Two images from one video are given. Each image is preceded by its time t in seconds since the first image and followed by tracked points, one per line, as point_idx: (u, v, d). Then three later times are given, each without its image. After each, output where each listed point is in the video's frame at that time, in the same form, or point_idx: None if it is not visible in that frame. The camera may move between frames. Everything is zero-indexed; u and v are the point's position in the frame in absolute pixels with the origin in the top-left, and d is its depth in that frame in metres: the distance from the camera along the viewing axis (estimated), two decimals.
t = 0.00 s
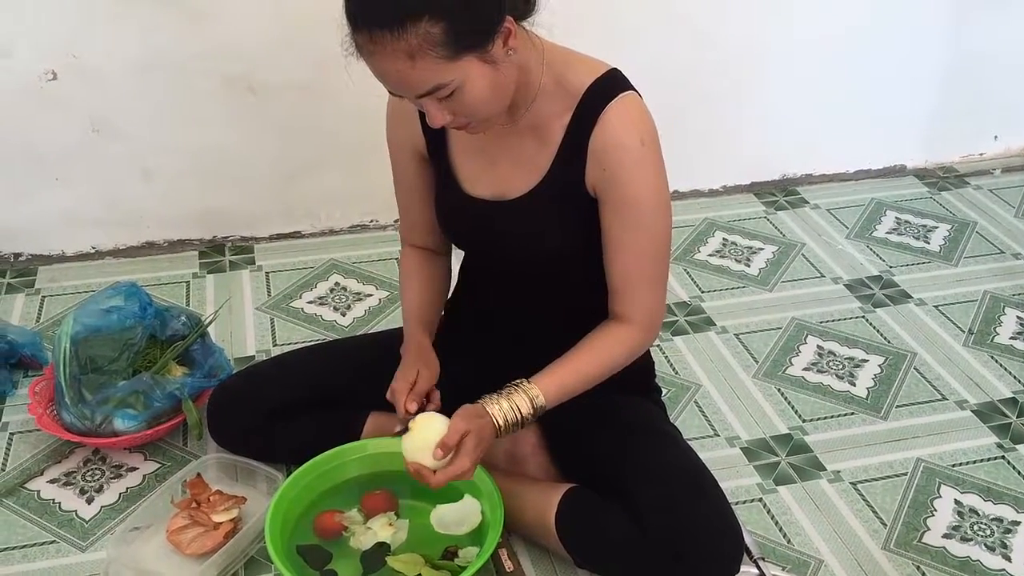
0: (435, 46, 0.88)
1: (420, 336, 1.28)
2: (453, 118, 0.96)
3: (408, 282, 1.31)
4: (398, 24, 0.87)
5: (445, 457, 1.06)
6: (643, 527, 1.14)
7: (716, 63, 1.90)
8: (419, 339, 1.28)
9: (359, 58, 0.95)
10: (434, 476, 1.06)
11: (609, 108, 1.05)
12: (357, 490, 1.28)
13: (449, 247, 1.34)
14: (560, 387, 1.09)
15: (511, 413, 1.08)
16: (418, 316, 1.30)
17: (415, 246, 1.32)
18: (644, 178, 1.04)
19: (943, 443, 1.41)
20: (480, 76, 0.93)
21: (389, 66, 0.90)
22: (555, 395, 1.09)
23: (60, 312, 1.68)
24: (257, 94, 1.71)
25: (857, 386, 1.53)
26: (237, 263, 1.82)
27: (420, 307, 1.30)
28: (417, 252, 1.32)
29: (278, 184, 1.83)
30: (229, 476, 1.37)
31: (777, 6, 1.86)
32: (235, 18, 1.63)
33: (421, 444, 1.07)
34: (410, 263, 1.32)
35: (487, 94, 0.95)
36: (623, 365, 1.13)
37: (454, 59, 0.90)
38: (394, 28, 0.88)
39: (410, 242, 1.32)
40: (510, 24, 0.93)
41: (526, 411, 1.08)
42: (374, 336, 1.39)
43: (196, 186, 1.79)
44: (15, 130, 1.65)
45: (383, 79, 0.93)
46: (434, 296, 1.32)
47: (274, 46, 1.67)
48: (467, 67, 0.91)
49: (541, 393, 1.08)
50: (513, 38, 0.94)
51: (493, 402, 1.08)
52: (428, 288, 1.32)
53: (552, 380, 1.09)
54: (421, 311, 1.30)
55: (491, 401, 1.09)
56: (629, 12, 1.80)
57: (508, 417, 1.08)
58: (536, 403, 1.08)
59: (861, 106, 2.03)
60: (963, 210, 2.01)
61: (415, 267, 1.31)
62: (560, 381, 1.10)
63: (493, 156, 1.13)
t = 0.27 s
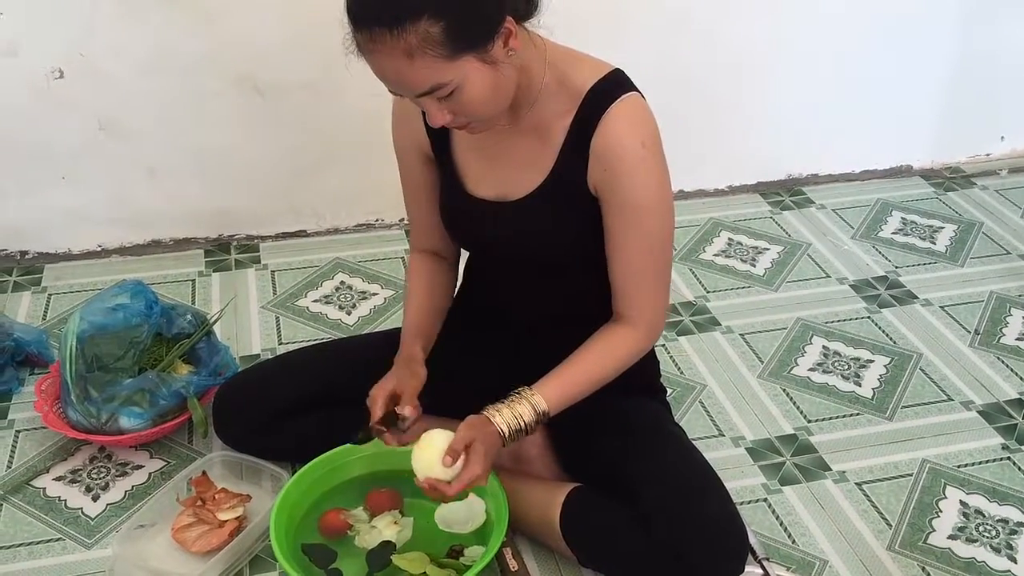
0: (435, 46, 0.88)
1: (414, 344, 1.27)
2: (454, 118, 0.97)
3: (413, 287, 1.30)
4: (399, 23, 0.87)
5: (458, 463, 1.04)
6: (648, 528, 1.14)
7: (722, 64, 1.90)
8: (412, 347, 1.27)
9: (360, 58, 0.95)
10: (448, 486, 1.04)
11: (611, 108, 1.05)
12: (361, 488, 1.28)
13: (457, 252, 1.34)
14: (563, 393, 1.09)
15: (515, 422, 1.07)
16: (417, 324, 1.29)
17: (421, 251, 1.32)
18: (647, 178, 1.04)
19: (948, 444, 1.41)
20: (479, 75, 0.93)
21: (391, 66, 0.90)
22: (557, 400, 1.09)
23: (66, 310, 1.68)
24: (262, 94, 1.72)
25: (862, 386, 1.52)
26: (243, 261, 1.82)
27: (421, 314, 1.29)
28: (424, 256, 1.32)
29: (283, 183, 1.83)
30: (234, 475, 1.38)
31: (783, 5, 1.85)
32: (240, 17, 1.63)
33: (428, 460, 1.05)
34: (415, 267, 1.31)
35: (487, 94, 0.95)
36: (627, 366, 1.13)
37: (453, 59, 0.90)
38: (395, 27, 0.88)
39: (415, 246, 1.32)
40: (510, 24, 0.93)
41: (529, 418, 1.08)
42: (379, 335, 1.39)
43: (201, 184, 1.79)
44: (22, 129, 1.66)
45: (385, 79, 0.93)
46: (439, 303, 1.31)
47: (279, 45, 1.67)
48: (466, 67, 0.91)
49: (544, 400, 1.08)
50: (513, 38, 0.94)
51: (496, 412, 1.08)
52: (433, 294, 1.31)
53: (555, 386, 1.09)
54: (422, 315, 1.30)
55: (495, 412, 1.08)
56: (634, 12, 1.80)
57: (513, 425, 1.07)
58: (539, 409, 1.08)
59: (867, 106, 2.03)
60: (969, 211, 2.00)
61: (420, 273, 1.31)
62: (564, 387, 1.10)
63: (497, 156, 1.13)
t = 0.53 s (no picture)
0: (435, 44, 0.88)
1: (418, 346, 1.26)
2: (455, 116, 0.96)
3: (415, 288, 1.30)
4: (399, 21, 0.87)
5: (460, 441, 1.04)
6: (651, 525, 1.14)
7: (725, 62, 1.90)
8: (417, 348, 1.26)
9: (361, 56, 0.95)
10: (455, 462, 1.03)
11: (613, 106, 1.04)
12: (363, 485, 1.28)
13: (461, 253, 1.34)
14: (570, 390, 1.09)
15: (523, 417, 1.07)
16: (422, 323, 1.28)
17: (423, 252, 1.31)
18: (650, 175, 1.04)
19: (952, 443, 1.41)
20: (480, 74, 0.93)
21: (391, 64, 0.90)
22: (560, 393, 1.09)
23: (70, 306, 1.68)
24: (265, 91, 1.72)
25: (866, 384, 1.52)
26: (246, 258, 1.82)
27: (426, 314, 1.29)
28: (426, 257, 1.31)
29: (286, 180, 1.83)
30: (237, 471, 1.38)
31: (787, 4, 1.85)
32: (242, 15, 1.63)
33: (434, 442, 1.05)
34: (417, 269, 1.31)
35: (488, 92, 0.95)
36: (632, 365, 1.13)
37: (453, 57, 0.90)
38: (395, 25, 0.88)
39: (418, 248, 1.31)
40: (510, 22, 0.93)
41: (536, 413, 1.07)
42: (381, 332, 1.39)
43: (204, 181, 1.79)
44: (25, 125, 1.66)
45: (385, 77, 0.93)
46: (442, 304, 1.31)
47: (282, 43, 1.67)
48: (466, 65, 0.91)
49: (550, 396, 1.08)
50: (514, 36, 0.94)
51: (503, 407, 1.08)
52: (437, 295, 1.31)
53: (559, 384, 1.09)
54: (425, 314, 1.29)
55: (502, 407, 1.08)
56: (638, 11, 1.80)
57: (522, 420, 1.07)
58: (546, 404, 1.08)
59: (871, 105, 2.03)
60: (973, 209, 2.00)
61: (423, 273, 1.31)
62: (570, 385, 1.10)
63: (499, 153, 1.13)
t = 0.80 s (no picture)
0: (435, 39, 0.88)
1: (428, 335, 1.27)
2: (456, 111, 0.96)
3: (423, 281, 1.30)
4: (399, 16, 0.87)
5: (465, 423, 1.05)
6: (652, 521, 1.15)
7: (728, 58, 1.90)
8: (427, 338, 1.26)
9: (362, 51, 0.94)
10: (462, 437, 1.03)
11: (616, 100, 1.04)
12: (365, 480, 1.28)
13: (466, 248, 1.34)
14: (574, 387, 1.09)
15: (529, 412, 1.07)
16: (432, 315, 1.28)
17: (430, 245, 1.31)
18: (653, 170, 1.04)
19: (953, 438, 1.41)
20: (481, 68, 0.92)
21: (391, 59, 0.90)
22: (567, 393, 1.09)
23: (72, 300, 1.68)
24: (266, 86, 1.71)
25: (867, 379, 1.52)
26: (248, 253, 1.82)
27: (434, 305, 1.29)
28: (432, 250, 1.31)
29: (288, 175, 1.83)
30: (239, 466, 1.38)
31: None
32: (244, 9, 1.63)
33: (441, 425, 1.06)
34: (423, 261, 1.31)
35: (489, 87, 0.94)
36: (635, 360, 1.13)
37: (454, 52, 0.89)
38: (395, 20, 0.87)
39: (424, 239, 1.31)
40: (511, 17, 0.93)
41: (541, 411, 1.08)
42: (383, 327, 1.39)
43: (206, 176, 1.79)
44: (26, 120, 1.66)
45: (386, 72, 0.93)
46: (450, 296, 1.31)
47: (283, 38, 1.67)
48: (468, 60, 0.91)
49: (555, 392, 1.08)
50: (515, 30, 0.94)
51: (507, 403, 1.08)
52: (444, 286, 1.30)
53: (563, 380, 1.09)
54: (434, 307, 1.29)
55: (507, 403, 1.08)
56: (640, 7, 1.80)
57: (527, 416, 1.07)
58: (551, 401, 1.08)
59: (873, 100, 2.03)
60: (975, 204, 2.00)
61: (430, 265, 1.30)
62: (573, 381, 1.09)
63: (501, 148, 1.13)
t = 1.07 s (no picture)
0: (438, 31, 0.88)
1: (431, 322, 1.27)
2: (458, 104, 0.96)
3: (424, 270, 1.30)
4: (401, 8, 0.87)
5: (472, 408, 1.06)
6: (654, 513, 1.15)
7: (730, 50, 1.89)
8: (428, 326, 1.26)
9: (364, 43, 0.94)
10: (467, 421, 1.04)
11: (618, 92, 1.04)
12: (366, 472, 1.28)
13: (467, 238, 1.34)
14: (582, 376, 1.09)
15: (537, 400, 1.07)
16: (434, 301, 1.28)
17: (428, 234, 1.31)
18: (656, 161, 1.04)
19: (954, 430, 1.41)
20: (483, 61, 0.92)
21: (394, 51, 0.90)
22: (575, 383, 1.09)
23: (73, 292, 1.68)
24: (268, 78, 1.71)
25: (868, 372, 1.52)
26: (249, 244, 1.82)
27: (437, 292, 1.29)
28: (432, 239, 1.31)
29: (289, 167, 1.83)
30: (241, 457, 1.38)
31: None
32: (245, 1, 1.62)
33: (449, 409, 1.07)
34: (423, 249, 1.31)
35: (491, 79, 0.94)
36: (638, 352, 1.13)
37: (457, 44, 0.89)
38: (397, 12, 0.87)
39: (423, 229, 1.32)
40: (514, 9, 0.93)
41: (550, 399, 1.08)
42: (384, 319, 1.39)
43: (207, 168, 1.79)
44: (27, 111, 1.66)
45: (388, 64, 0.92)
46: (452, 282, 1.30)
47: (284, 29, 1.66)
48: (470, 52, 0.91)
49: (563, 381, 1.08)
50: (517, 22, 0.94)
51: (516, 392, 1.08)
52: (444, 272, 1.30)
53: (571, 370, 1.09)
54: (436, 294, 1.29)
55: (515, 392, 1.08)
56: None
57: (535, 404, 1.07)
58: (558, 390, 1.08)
59: (876, 93, 2.02)
60: (977, 197, 1.99)
61: (431, 253, 1.30)
62: (580, 369, 1.10)
63: (503, 140, 1.12)
